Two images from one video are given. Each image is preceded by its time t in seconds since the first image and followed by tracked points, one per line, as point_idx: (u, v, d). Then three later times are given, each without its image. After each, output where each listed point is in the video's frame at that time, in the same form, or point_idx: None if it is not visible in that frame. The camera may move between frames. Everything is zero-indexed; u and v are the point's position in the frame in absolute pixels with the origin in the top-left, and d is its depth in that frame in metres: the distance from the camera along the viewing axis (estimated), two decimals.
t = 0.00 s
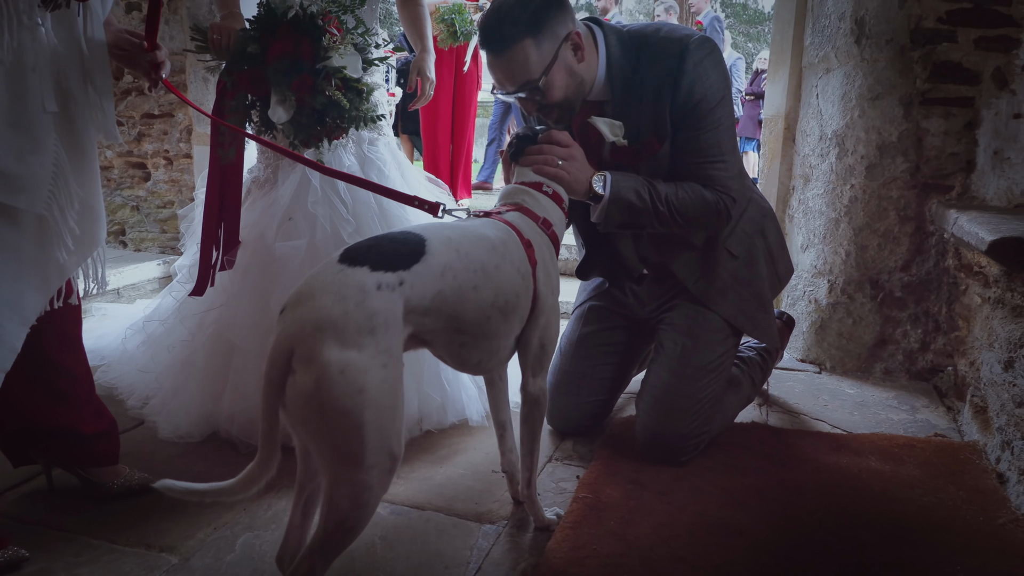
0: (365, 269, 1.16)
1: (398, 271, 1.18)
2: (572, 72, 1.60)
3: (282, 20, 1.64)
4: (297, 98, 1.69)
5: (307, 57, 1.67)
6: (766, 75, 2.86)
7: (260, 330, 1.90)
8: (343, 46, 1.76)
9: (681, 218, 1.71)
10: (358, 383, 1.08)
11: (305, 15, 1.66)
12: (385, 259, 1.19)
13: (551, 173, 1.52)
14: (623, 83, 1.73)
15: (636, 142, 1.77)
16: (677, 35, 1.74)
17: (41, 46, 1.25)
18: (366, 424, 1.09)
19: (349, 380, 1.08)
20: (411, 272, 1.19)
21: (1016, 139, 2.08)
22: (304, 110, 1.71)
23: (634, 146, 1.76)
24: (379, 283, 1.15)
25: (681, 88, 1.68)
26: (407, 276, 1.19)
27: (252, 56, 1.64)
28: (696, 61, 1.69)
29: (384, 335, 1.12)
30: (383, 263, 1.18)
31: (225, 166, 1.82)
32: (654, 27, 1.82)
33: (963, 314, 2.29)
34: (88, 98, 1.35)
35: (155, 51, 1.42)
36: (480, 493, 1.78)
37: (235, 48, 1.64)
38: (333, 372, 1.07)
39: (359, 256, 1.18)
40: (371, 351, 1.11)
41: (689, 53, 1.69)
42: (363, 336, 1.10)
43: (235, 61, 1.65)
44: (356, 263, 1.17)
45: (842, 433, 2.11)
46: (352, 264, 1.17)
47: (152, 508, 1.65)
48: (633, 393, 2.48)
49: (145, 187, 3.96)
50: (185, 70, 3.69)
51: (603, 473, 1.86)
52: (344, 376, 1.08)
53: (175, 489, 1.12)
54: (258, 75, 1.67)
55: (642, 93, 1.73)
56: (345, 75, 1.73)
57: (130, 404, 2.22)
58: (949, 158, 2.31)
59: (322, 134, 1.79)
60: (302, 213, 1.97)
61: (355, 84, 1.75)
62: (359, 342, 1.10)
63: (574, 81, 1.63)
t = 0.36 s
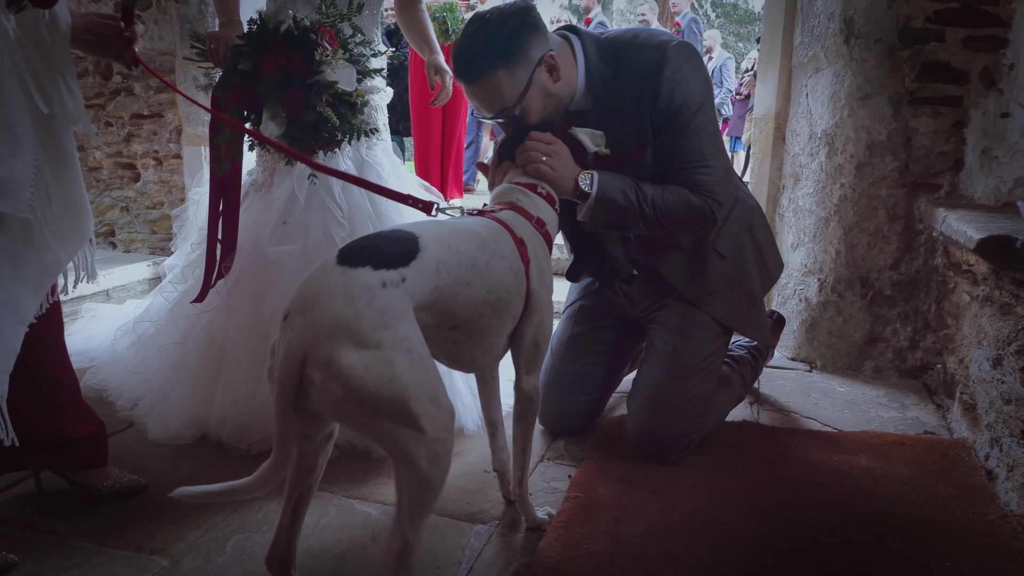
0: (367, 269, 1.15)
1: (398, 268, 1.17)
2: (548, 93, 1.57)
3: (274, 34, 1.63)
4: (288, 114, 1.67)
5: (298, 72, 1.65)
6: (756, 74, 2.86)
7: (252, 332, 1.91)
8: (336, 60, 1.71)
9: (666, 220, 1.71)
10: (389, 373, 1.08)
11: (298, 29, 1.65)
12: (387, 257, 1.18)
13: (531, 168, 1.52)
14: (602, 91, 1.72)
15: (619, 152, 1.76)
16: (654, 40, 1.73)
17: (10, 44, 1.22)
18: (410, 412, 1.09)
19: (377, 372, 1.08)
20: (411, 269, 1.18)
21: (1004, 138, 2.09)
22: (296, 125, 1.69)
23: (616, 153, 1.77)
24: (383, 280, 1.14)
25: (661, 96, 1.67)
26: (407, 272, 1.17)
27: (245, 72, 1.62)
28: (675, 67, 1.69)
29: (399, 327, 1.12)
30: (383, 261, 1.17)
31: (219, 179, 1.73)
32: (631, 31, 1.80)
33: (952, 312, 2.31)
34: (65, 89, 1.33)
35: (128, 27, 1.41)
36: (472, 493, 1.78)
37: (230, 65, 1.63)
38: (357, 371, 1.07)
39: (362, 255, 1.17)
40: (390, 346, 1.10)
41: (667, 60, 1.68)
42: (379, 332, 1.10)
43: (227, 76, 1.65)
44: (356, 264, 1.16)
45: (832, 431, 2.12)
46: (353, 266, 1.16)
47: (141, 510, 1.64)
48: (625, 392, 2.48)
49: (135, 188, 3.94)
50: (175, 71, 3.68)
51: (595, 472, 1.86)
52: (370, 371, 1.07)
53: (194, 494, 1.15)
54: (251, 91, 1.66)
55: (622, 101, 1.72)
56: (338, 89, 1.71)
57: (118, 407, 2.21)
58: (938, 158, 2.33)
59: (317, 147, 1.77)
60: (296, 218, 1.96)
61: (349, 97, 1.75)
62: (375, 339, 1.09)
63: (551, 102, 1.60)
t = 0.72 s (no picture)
0: (374, 273, 1.15)
1: (407, 271, 1.18)
2: (524, 112, 1.57)
3: (262, 51, 1.64)
4: (273, 130, 1.67)
5: (283, 87, 1.64)
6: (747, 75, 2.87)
7: (250, 335, 1.92)
8: (321, 75, 1.65)
9: (652, 222, 1.70)
10: (394, 378, 1.08)
11: (284, 44, 1.64)
12: (396, 260, 1.19)
13: (511, 184, 1.52)
14: (580, 99, 1.72)
15: (601, 158, 1.79)
16: (629, 45, 1.74)
17: None
18: (414, 416, 1.09)
19: (384, 376, 1.08)
20: (419, 273, 1.19)
21: (993, 139, 2.10)
22: (280, 141, 1.68)
23: (600, 160, 1.80)
24: (392, 283, 1.15)
25: (638, 99, 1.68)
26: (416, 276, 1.19)
27: (231, 88, 1.65)
28: (650, 71, 1.70)
29: (406, 332, 1.12)
30: (392, 265, 1.18)
31: (220, 181, 1.80)
32: (606, 37, 1.81)
33: (943, 311, 2.31)
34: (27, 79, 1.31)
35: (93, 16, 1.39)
36: (465, 497, 1.77)
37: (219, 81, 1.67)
38: (366, 374, 1.07)
39: (370, 259, 1.18)
40: (397, 349, 1.11)
41: (642, 66, 1.70)
42: (387, 335, 1.10)
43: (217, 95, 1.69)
44: (364, 268, 1.16)
45: (824, 432, 2.12)
46: (361, 270, 1.16)
47: (133, 516, 1.63)
48: (618, 393, 2.48)
49: (126, 192, 3.92)
50: (165, 74, 3.67)
51: (589, 474, 1.86)
52: (377, 375, 1.07)
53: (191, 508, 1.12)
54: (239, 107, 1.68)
55: (599, 109, 1.73)
56: (324, 105, 1.67)
57: (110, 411, 2.19)
58: (928, 158, 2.34)
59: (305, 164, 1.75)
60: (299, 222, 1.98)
61: (336, 113, 1.72)
62: (385, 341, 1.10)
63: (529, 120, 1.60)
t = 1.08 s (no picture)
0: (380, 274, 1.15)
1: (412, 273, 1.18)
2: (510, 115, 1.57)
3: (253, 60, 1.65)
4: (263, 137, 1.67)
5: (273, 95, 1.65)
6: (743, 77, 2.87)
7: (253, 334, 1.91)
8: (313, 84, 1.66)
9: (644, 223, 1.69)
10: (402, 381, 1.09)
11: (278, 51, 1.65)
12: (400, 262, 1.19)
13: (502, 185, 1.52)
14: (566, 100, 1.71)
15: (590, 160, 1.76)
16: (613, 47, 1.75)
17: None
18: (420, 418, 1.10)
19: (392, 380, 1.08)
20: (423, 274, 1.20)
21: (989, 141, 2.10)
22: (269, 149, 1.68)
23: (588, 160, 1.76)
24: (397, 285, 1.15)
25: (624, 98, 1.68)
26: (420, 278, 1.19)
27: (223, 95, 1.67)
28: (635, 70, 1.70)
29: (412, 334, 1.13)
30: (397, 267, 1.18)
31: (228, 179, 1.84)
32: (590, 40, 1.81)
33: (939, 313, 2.31)
34: None
35: None
36: (461, 498, 1.77)
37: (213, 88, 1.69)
38: (373, 376, 1.07)
39: (373, 262, 1.18)
40: (404, 352, 1.11)
41: (627, 65, 1.70)
42: (393, 338, 1.11)
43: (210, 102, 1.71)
44: (370, 270, 1.16)
45: (820, 433, 2.12)
46: (366, 272, 1.16)
47: (130, 516, 1.63)
48: (614, 395, 2.48)
49: (122, 192, 3.92)
50: (162, 74, 3.66)
51: (585, 475, 1.86)
52: (385, 378, 1.08)
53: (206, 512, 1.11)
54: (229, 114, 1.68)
55: (586, 110, 1.71)
56: (314, 112, 1.68)
57: (106, 412, 2.18)
58: (924, 160, 2.34)
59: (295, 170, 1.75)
60: (301, 221, 1.99)
61: (328, 121, 1.71)
62: (391, 344, 1.10)
63: (516, 123, 1.60)
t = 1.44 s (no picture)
0: (383, 279, 1.15)
1: (414, 277, 1.19)
2: (501, 117, 1.58)
3: (249, 62, 1.65)
4: (255, 138, 1.68)
5: (267, 97, 1.65)
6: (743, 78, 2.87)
7: (252, 334, 1.91)
8: (307, 87, 1.68)
9: (638, 226, 1.68)
10: (406, 385, 1.09)
11: (271, 55, 1.66)
12: (402, 266, 1.19)
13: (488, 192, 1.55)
14: (557, 105, 1.71)
15: (580, 164, 1.77)
16: (602, 53, 1.75)
17: None
18: (423, 422, 1.10)
19: (396, 383, 1.08)
20: (425, 278, 1.20)
21: (987, 142, 2.11)
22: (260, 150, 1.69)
23: (578, 164, 1.77)
24: (400, 289, 1.15)
25: (612, 101, 1.68)
26: (423, 282, 1.19)
27: (219, 97, 1.68)
28: (625, 74, 1.69)
29: (415, 338, 1.13)
30: (398, 271, 1.18)
31: (227, 176, 1.83)
32: (582, 46, 1.81)
33: (938, 315, 2.31)
34: None
35: None
36: (459, 500, 1.77)
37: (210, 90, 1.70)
38: (377, 380, 1.08)
39: (376, 266, 1.17)
40: (407, 356, 1.11)
41: (616, 70, 1.69)
42: (396, 341, 1.11)
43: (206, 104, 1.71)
44: (372, 274, 1.16)
45: (819, 435, 2.12)
46: (369, 276, 1.15)
47: (128, 518, 1.63)
48: (612, 396, 2.48)
49: (121, 194, 3.92)
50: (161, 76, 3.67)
51: (583, 478, 1.85)
52: (389, 382, 1.08)
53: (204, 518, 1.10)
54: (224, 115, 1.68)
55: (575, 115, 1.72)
56: (306, 115, 1.69)
57: (106, 413, 2.18)
58: (922, 162, 2.34)
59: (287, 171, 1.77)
60: (299, 221, 2.00)
61: (319, 123, 1.73)
62: (394, 348, 1.10)
63: (507, 125, 1.61)
